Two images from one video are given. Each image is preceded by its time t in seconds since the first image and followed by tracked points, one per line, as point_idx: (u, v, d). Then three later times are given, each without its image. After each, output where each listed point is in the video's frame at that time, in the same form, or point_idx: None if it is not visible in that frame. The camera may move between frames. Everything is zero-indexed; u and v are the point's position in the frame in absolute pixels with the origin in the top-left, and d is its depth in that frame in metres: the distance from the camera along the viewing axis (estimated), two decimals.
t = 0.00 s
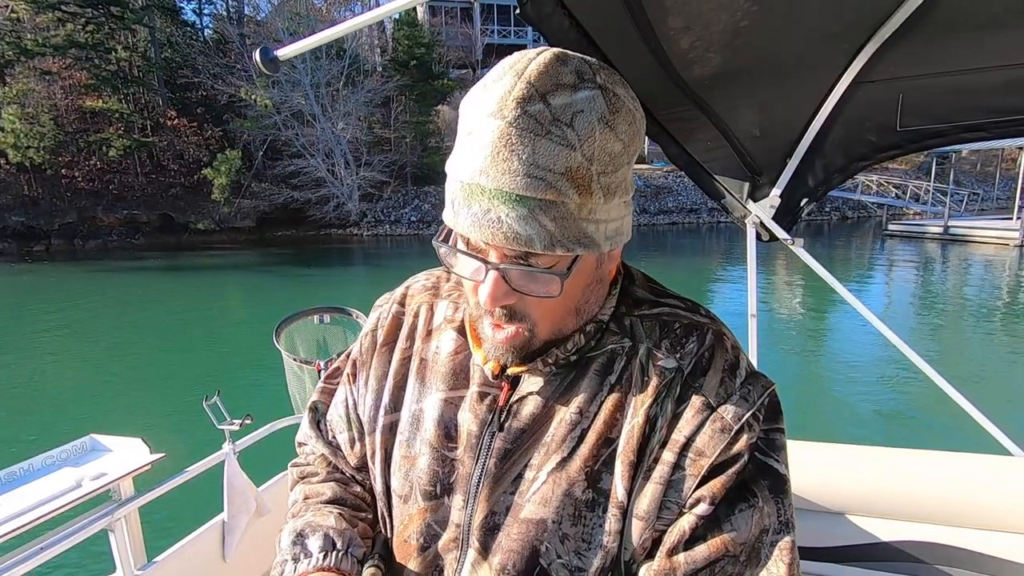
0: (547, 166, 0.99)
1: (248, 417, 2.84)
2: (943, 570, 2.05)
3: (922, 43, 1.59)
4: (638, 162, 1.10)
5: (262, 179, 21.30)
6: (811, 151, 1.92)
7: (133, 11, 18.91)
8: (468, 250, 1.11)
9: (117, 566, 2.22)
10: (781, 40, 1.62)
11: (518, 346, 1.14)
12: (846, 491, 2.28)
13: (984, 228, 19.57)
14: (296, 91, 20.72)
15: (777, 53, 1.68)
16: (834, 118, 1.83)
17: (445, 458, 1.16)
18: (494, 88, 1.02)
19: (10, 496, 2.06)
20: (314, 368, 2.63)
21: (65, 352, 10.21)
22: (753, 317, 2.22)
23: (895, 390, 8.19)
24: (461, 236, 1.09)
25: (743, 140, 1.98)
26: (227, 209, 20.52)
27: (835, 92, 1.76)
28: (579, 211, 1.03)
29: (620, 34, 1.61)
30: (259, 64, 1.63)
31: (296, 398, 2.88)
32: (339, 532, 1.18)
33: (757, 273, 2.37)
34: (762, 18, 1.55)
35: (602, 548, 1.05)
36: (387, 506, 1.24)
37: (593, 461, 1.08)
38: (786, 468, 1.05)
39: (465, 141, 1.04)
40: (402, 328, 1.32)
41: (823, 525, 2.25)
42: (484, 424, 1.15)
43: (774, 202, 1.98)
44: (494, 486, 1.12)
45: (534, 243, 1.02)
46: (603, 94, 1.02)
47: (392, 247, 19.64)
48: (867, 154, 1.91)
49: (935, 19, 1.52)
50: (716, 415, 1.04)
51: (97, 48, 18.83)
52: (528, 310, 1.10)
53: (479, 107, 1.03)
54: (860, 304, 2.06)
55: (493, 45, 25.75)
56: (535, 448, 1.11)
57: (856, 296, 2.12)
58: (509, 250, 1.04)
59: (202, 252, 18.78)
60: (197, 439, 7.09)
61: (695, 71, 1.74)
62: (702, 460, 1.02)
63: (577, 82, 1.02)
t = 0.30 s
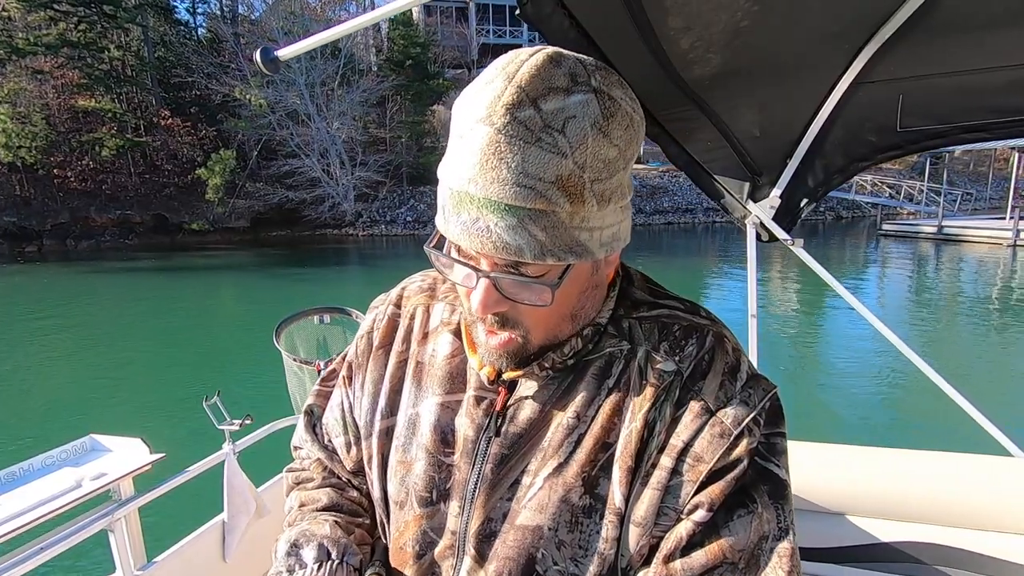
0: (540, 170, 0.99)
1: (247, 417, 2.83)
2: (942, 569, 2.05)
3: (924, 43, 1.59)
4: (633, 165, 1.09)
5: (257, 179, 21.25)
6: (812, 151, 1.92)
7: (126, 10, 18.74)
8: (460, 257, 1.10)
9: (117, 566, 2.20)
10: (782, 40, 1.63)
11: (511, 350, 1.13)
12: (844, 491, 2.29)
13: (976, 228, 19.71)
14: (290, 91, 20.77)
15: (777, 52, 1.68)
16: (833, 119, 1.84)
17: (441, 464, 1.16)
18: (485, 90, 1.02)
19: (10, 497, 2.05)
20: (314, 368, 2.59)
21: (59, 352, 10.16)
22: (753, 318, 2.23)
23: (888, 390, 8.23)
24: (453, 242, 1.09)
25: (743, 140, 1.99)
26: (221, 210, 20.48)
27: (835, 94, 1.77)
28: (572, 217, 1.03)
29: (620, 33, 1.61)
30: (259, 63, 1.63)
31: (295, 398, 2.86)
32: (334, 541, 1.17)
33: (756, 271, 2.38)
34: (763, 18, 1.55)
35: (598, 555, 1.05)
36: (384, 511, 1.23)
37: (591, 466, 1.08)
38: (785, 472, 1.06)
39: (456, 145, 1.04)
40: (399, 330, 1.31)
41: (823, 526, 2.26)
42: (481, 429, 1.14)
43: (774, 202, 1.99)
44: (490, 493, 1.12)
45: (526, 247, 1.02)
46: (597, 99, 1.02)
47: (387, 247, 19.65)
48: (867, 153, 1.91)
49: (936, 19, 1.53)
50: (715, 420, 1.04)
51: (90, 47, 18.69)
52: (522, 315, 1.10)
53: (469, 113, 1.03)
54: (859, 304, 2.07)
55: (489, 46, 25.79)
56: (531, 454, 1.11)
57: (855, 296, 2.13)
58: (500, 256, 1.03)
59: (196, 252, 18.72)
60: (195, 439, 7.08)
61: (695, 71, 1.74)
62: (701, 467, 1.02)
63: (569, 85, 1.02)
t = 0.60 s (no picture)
0: (541, 157, 0.99)
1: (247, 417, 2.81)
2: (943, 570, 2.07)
3: (925, 42, 1.60)
4: (631, 157, 1.10)
5: (253, 178, 21.03)
6: (811, 150, 1.92)
7: (120, 8, 18.56)
8: (461, 249, 1.10)
9: (117, 565, 2.19)
10: (781, 39, 1.64)
11: (509, 347, 1.13)
12: (850, 492, 2.29)
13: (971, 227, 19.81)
14: (286, 90, 20.59)
15: (777, 51, 1.68)
16: (833, 119, 1.84)
17: (441, 465, 1.16)
18: (484, 81, 1.03)
19: (10, 497, 2.04)
20: (314, 367, 2.59)
21: (52, 354, 10.09)
22: (753, 317, 2.25)
23: (883, 389, 8.26)
24: (454, 235, 1.08)
25: (743, 139, 1.99)
26: (216, 210, 20.33)
27: (836, 92, 1.77)
28: (574, 206, 1.02)
29: (620, 32, 1.62)
30: (258, 63, 1.63)
31: (294, 398, 2.85)
32: (333, 542, 1.17)
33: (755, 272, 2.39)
34: (762, 18, 1.57)
35: (598, 556, 1.05)
36: (384, 512, 1.23)
37: (591, 467, 1.08)
38: (787, 473, 1.05)
39: (457, 136, 1.04)
40: (399, 330, 1.31)
41: (826, 527, 2.27)
42: (480, 431, 1.15)
43: (774, 202, 2.00)
44: (490, 494, 1.12)
45: (530, 236, 1.01)
46: (596, 89, 1.02)
47: (383, 247, 19.59)
48: (867, 154, 1.92)
49: (935, 17, 1.54)
50: (715, 420, 1.04)
51: (83, 46, 18.49)
52: (524, 308, 1.10)
53: (467, 106, 1.03)
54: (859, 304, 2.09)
55: (484, 46, 25.82)
56: (531, 455, 1.12)
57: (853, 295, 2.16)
58: (502, 246, 1.02)
59: (191, 252, 18.62)
60: (193, 439, 7.04)
61: (695, 70, 1.75)
62: (700, 467, 1.02)
63: (569, 74, 1.02)
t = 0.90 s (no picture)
0: (540, 97, 1.07)
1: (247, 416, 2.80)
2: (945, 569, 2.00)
3: (926, 42, 1.61)
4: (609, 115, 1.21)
5: (248, 179, 21.19)
6: (811, 149, 1.94)
7: (114, 8, 18.44)
8: (470, 205, 1.14)
9: (117, 563, 2.19)
10: (781, 39, 1.64)
11: (535, 321, 1.12)
12: (855, 490, 2.32)
13: (964, 227, 19.94)
14: (281, 91, 20.58)
15: (776, 52, 1.69)
16: (833, 119, 1.87)
17: (445, 464, 1.16)
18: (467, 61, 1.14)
19: (9, 496, 2.02)
20: (314, 366, 2.59)
21: (46, 355, 10.03)
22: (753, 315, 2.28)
23: (879, 388, 8.29)
24: (464, 193, 1.12)
25: (742, 139, 2.01)
26: (211, 210, 20.25)
27: (835, 92, 1.79)
28: (576, 140, 1.10)
29: (622, 35, 1.63)
30: (259, 63, 1.65)
31: (295, 397, 2.85)
32: (337, 540, 1.16)
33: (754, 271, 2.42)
34: (762, 17, 1.57)
35: (601, 558, 1.04)
36: (386, 512, 1.23)
37: (594, 467, 1.07)
38: (790, 473, 1.04)
39: (457, 103, 1.12)
40: (401, 330, 1.33)
41: (827, 525, 2.26)
42: (483, 430, 1.16)
43: (774, 201, 2.04)
44: (493, 494, 1.12)
45: (543, 166, 1.06)
46: (569, 52, 1.14)
47: (379, 247, 19.65)
48: (867, 153, 1.95)
49: (936, 16, 1.54)
50: (718, 420, 1.03)
51: (76, 46, 18.32)
52: (544, 258, 1.11)
53: (461, 77, 1.13)
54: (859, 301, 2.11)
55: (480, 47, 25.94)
56: (536, 453, 1.12)
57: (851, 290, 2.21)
58: (516, 182, 1.07)
59: (185, 253, 18.53)
60: (192, 440, 7.01)
61: (695, 70, 1.75)
62: (704, 467, 1.01)
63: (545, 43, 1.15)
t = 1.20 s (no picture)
0: (528, 84, 1.10)
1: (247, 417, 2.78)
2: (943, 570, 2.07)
3: (928, 42, 1.61)
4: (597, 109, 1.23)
5: (243, 179, 21.12)
6: (811, 150, 1.96)
7: (108, 7, 18.35)
8: (462, 194, 1.16)
9: (117, 565, 2.18)
10: (781, 38, 1.65)
11: (527, 312, 1.13)
12: (855, 494, 2.29)
13: (959, 228, 20.04)
14: (277, 91, 20.77)
15: (776, 51, 1.69)
16: (833, 118, 1.87)
17: (441, 467, 1.16)
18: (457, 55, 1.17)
19: (10, 497, 2.01)
20: (314, 368, 2.59)
21: (40, 356, 9.95)
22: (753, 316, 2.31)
23: (875, 388, 8.31)
24: (455, 180, 1.14)
25: (743, 139, 2.02)
26: (206, 211, 20.12)
27: (835, 93, 1.80)
28: (564, 126, 1.12)
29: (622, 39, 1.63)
30: (259, 63, 1.64)
31: (295, 398, 2.85)
32: (333, 543, 1.17)
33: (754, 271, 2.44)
34: (762, 17, 1.57)
35: (596, 560, 1.04)
36: (382, 516, 1.23)
37: (590, 470, 1.07)
38: (791, 475, 1.03)
39: (446, 93, 1.14)
40: (397, 332, 1.33)
41: (826, 526, 2.29)
42: (477, 432, 1.16)
43: (774, 202, 2.07)
44: (488, 497, 1.12)
45: (533, 148, 1.08)
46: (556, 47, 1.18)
47: (376, 247, 19.69)
48: (867, 153, 1.97)
49: (938, 16, 1.54)
50: (715, 422, 1.03)
51: (70, 45, 18.22)
52: (539, 240, 1.12)
53: (450, 72, 1.16)
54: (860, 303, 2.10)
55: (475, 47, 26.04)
56: (531, 456, 1.12)
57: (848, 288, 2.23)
58: (508, 166, 1.09)
59: (180, 254, 18.42)
60: (190, 441, 6.99)
61: (695, 70, 1.75)
62: (702, 470, 1.01)
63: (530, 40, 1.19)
